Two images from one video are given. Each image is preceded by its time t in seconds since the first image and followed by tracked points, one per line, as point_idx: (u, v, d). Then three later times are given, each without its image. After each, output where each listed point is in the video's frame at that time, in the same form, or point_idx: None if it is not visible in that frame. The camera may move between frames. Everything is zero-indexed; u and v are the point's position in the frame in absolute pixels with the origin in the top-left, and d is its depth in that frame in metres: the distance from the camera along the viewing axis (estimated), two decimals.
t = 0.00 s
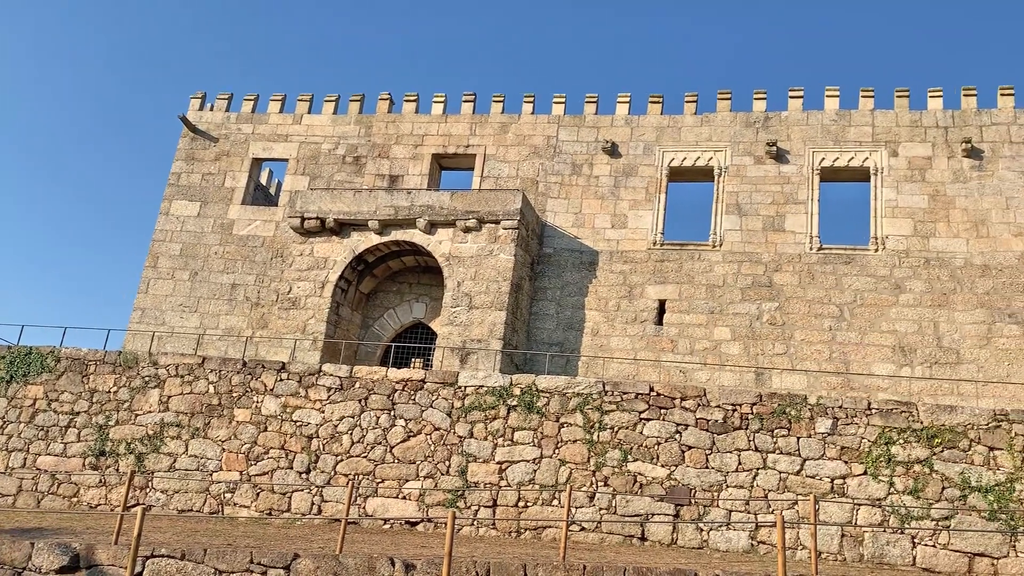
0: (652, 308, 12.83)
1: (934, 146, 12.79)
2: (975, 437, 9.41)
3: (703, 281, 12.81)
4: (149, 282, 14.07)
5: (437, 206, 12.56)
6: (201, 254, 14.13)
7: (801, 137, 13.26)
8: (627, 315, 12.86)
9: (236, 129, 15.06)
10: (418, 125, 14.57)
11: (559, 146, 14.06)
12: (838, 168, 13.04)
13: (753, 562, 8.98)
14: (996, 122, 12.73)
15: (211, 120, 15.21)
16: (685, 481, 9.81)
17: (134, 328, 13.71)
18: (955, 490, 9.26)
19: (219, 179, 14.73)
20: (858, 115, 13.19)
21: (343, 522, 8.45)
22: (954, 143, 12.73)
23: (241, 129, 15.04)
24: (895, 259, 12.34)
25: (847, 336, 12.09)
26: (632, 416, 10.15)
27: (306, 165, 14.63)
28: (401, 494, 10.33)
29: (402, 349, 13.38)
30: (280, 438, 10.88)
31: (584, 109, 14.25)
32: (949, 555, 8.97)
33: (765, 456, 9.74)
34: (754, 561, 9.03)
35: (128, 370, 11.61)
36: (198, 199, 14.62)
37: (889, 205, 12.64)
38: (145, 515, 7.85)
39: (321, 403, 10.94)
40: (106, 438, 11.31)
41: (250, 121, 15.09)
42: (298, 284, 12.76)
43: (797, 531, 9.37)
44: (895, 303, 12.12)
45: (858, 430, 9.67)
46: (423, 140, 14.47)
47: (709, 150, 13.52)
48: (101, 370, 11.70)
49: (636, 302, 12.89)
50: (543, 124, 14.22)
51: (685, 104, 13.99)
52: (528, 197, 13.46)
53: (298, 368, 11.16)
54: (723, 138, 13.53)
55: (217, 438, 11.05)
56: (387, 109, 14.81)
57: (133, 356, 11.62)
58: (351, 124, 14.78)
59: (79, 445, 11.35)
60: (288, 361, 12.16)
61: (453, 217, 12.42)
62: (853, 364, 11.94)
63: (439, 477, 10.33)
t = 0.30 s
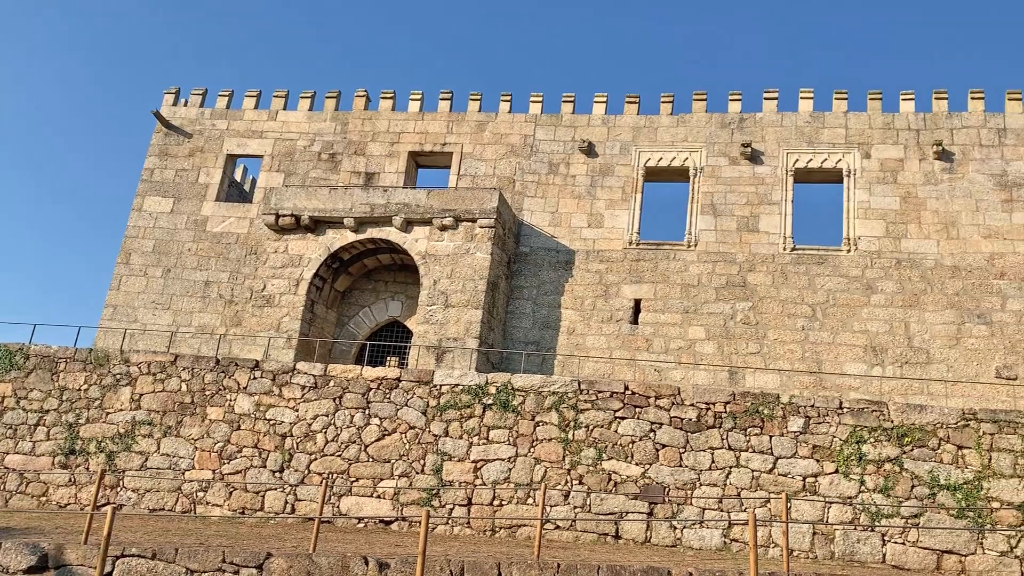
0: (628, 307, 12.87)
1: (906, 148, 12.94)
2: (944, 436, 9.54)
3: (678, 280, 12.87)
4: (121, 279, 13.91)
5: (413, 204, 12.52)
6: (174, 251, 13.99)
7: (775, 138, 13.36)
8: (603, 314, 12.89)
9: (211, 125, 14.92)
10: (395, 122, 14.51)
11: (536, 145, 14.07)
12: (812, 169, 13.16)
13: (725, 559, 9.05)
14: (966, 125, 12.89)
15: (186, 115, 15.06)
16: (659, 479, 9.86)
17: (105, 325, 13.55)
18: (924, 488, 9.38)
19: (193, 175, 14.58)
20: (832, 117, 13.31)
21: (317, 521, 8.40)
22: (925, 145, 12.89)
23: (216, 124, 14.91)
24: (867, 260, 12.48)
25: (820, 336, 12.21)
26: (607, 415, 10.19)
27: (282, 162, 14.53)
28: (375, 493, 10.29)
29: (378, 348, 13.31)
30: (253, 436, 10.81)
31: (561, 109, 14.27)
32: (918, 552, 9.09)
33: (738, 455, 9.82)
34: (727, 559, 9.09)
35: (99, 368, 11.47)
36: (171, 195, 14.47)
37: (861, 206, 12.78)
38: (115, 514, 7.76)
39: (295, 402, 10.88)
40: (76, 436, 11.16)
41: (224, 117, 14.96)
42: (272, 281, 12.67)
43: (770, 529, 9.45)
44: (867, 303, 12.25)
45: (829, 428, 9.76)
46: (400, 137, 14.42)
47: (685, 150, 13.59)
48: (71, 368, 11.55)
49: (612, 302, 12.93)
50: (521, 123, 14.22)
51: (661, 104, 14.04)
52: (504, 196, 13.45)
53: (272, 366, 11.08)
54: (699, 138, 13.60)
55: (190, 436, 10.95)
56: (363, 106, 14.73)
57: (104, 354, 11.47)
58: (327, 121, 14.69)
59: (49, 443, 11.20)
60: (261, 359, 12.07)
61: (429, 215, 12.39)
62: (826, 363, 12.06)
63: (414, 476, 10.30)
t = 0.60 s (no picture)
0: (609, 306, 12.89)
1: (885, 150, 13.04)
2: (921, 435, 9.63)
3: (659, 280, 12.91)
4: (99, 276, 13.77)
5: (395, 202, 12.48)
6: (152, 248, 13.87)
7: (755, 139, 13.42)
8: (584, 313, 12.91)
9: (190, 121, 14.80)
10: (376, 120, 14.45)
11: (518, 144, 14.06)
12: (792, 170, 13.24)
13: (704, 557, 9.08)
14: (944, 127, 13.01)
15: (165, 112, 14.92)
16: (639, 478, 9.88)
17: (82, 323, 13.41)
18: (901, 487, 9.46)
19: (172, 172, 14.46)
20: (812, 118, 13.40)
21: (295, 520, 8.35)
22: (903, 146, 13.00)
23: (195, 121, 14.79)
24: (846, 260, 12.57)
25: (798, 336, 12.28)
26: (587, 414, 10.20)
27: (262, 159, 14.44)
28: (355, 492, 10.25)
29: (358, 346, 13.23)
30: (232, 435, 10.74)
31: (543, 108, 14.27)
32: (894, 551, 9.17)
33: (717, 453, 9.86)
34: (706, 557, 9.13)
35: (75, 366, 11.34)
36: (149, 191, 14.34)
37: (840, 207, 12.87)
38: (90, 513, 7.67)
39: (274, 401, 10.82)
40: (51, 435, 11.04)
41: (204, 114, 14.84)
42: (252, 279, 12.61)
43: (748, 528, 9.50)
44: (845, 303, 12.34)
45: (807, 428, 9.83)
46: (381, 135, 14.36)
47: (666, 150, 13.63)
48: (47, 366, 11.42)
49: (593, 301, 12.95)
50: (502, 121, 14.21)
51: (643, 104, 14.08)
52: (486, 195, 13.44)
53: (251, 364, 11.01)
54: (680, 139, 13.65)
55: (168, 435, 10.86)
56: (344, 103, 14.67)
57: (80, 352, 11.35)
58: (308, 118, 14.61)
59: (24, 442, 11.07)
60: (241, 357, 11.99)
61: (410, 213, 12.36)
62: (804, 363, 12.13)
63: (394, 475, 10.27)
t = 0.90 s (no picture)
0: (586, 306, 12.92)
1: (859, 152, 13.17)
2: (893, 434, 9.74)
3: (636, 280, 12.95)
4: (71, 273, 13.60)
5: (372, 200, 12.42)
6: (126, 244, 13.72)
7: (732, 140, 13.50)
8: (561, 312, 12.93)
9: (165, 117, 14.65)
10: (354, 117, 14.38)
11: (496, 142, 14.05)
12: (767, 171, 13.34)
13: (679, 555, 9.13)
14: (917, 130, 13.16)
15: (139, 107, 14.77)
16: (614, 476, 9.92)
17: (54, 320, 13.24)
18: (873, 486, 9.56)
19: (146, 168, 14.31)
20: (787, 120, 13.50)
21: (269, 519, 8.29)
22: (877, 148, 13.14)
23: (170, 117, 14.64)
24: (820, 261, 12.68)
25: (773, 335, 12.38)
26: (564, 413, 10.22)
27: (238, 156, 14.33)
28: (330, 491, 10.19)
29: (335, 344, 13.12)
30: (206, 434, 10.65)
31: (521, 107, 14.27)
32: (866, 549, 9.27)
33: (692, 452, 9.91)
34: (680, 555, 9.17)
35: (46, 364, 11.20)
36: (123, 187, 14.18)
37: (815, 208, 12.98)
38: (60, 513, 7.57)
39: (248, 399, 10.75)
40: (21, 434, 10.89)
41: (179, 109, 14.69)
42: (227, 277, 12.52)
43: (723, 526, 9.56)
44: (819, 303, 12.45)
45: (781, 426, 9.90)
46: (359, 133, 14.30)
47: (644, 150, 13.68)
48: (17, 363, 11.26)
49: (571, 300, 12.97)
50: (480, 120, 14.19)
51: (621, 104, 14.12)
52: (464, 193, 13.42)
53: (225, 362, 10.93)
54: (657, 139, 13.71)
55: (141, 434, 10.75)
56: (322, 100, 14.58)
57: (51, 350, 11.21)
58: (284, 115, 14.52)
59: None
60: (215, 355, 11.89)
61: (388, 211, 12.31)
62: (778, 362, 12.23)
63: (369, 474, 10.22)
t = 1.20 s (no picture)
0: (568, 305, 12.94)
1: (839, 153, 13.27)
2: (871, 433, 9.82)
3: (617, 279, 12.99)
4: (48, 269, 13.46)
5: (353, 198, 12.38)
6: (104, 241, 13.60)
7: (713, 141, 13.57)
8: (543, 311, 12.94)
9: (145, 113, 14.53)
10: (335, 115, 14.33)
11: (478, 141, 14.04)
12: (748, 172, 13.41)
13: (658, 554, 9.16)
14: (896, 132, 13.27)
15: (118, 103, 14.64)
16: (595, 475, 9.94)
17: (31, 318, 13.10)
18: (851, 485, 9.64)
19: (125, 164, 14.18)
20: (768, 121, 13.59)
21: (249, 518, 8.25)
22: (857, 150, 13.24)
23: (150, 113, 14.52)
24: (800, 261, 12.77)
25: (752, 335, 12.45)
26: (545, 412, 10.24)
27: (218, 152, 14.23)
28: (310, 491, 10.14)
29: (314, 343, 13.13)
30: (184, 433, 10.57)
31: (503, 106, 14.27)
32: (844, 547, 9.34)
33: (672, 451, 9.95)
34: (660, 554, 9.20)
35: (23, 362, 11.08)
36: (102, 184, 14.05)
37: (795, 209, 13.07)
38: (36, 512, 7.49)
39: (228, 398, 10.68)
40: None
41: (159, 105, 14.58)
42: (206, 274, 12.43)
43: (702, 525, 9.60)
44: (798, 303, 12.53)
45: (761, 426, 9.96)
46: (340, 130, 14.24)
47: (626, 150, 13.72)
48: None
49: (553, 300, 12.99)
50: (463, 119, 14.17)
51: (603, 104, 14.15)
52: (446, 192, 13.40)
53: (205, 361, 10.87)
54: (639, 139, 13.75)
55: (119, 433, 10.65)
56: (303, 97, 14.52)
57: (28, 347, 11.10)
58: (265, 112, 14.44)
59: None
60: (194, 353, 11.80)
61: (369, 209, 12.27)
62: (758, 362, 12.30)
63: (350, 473, 10.19)
